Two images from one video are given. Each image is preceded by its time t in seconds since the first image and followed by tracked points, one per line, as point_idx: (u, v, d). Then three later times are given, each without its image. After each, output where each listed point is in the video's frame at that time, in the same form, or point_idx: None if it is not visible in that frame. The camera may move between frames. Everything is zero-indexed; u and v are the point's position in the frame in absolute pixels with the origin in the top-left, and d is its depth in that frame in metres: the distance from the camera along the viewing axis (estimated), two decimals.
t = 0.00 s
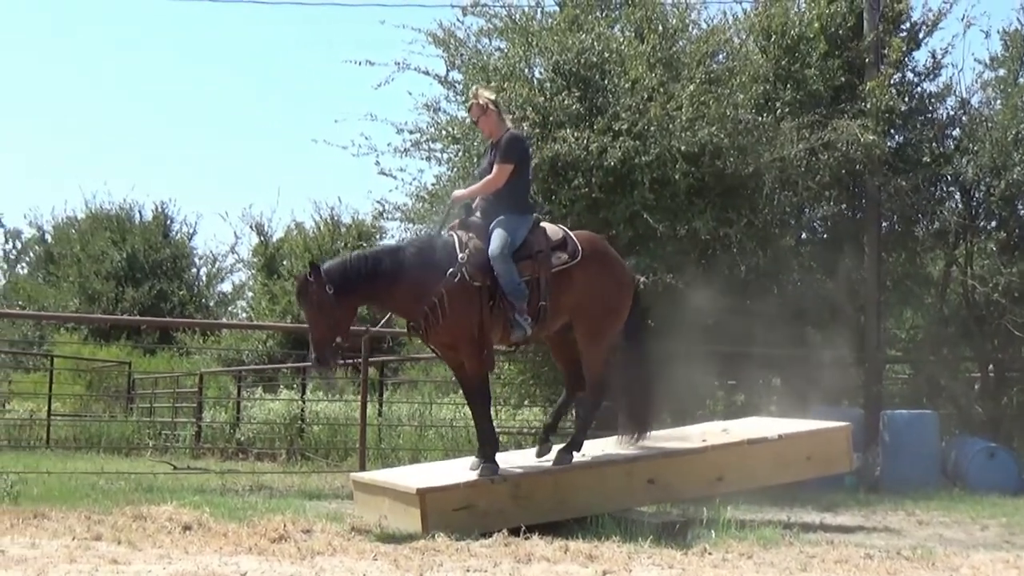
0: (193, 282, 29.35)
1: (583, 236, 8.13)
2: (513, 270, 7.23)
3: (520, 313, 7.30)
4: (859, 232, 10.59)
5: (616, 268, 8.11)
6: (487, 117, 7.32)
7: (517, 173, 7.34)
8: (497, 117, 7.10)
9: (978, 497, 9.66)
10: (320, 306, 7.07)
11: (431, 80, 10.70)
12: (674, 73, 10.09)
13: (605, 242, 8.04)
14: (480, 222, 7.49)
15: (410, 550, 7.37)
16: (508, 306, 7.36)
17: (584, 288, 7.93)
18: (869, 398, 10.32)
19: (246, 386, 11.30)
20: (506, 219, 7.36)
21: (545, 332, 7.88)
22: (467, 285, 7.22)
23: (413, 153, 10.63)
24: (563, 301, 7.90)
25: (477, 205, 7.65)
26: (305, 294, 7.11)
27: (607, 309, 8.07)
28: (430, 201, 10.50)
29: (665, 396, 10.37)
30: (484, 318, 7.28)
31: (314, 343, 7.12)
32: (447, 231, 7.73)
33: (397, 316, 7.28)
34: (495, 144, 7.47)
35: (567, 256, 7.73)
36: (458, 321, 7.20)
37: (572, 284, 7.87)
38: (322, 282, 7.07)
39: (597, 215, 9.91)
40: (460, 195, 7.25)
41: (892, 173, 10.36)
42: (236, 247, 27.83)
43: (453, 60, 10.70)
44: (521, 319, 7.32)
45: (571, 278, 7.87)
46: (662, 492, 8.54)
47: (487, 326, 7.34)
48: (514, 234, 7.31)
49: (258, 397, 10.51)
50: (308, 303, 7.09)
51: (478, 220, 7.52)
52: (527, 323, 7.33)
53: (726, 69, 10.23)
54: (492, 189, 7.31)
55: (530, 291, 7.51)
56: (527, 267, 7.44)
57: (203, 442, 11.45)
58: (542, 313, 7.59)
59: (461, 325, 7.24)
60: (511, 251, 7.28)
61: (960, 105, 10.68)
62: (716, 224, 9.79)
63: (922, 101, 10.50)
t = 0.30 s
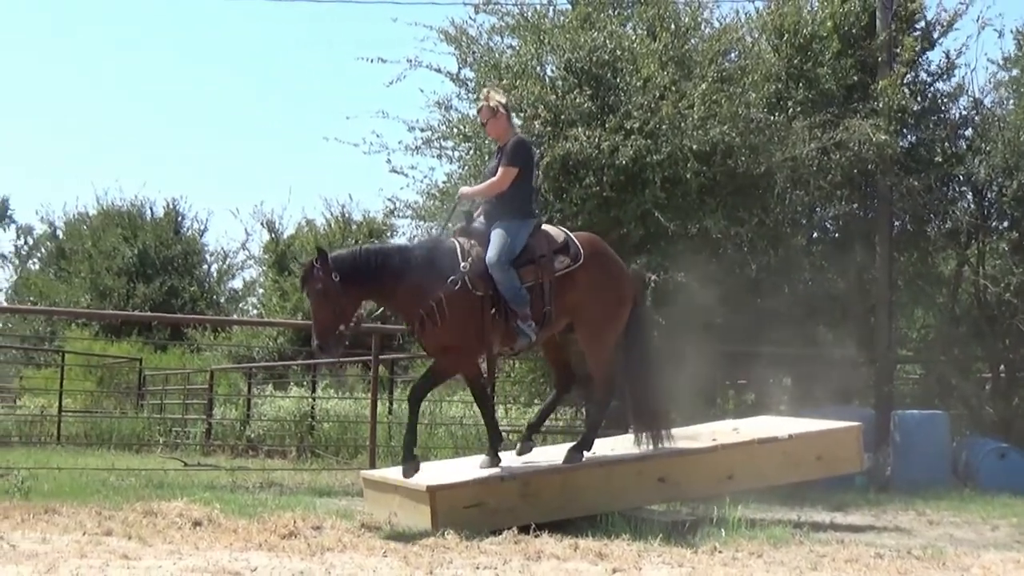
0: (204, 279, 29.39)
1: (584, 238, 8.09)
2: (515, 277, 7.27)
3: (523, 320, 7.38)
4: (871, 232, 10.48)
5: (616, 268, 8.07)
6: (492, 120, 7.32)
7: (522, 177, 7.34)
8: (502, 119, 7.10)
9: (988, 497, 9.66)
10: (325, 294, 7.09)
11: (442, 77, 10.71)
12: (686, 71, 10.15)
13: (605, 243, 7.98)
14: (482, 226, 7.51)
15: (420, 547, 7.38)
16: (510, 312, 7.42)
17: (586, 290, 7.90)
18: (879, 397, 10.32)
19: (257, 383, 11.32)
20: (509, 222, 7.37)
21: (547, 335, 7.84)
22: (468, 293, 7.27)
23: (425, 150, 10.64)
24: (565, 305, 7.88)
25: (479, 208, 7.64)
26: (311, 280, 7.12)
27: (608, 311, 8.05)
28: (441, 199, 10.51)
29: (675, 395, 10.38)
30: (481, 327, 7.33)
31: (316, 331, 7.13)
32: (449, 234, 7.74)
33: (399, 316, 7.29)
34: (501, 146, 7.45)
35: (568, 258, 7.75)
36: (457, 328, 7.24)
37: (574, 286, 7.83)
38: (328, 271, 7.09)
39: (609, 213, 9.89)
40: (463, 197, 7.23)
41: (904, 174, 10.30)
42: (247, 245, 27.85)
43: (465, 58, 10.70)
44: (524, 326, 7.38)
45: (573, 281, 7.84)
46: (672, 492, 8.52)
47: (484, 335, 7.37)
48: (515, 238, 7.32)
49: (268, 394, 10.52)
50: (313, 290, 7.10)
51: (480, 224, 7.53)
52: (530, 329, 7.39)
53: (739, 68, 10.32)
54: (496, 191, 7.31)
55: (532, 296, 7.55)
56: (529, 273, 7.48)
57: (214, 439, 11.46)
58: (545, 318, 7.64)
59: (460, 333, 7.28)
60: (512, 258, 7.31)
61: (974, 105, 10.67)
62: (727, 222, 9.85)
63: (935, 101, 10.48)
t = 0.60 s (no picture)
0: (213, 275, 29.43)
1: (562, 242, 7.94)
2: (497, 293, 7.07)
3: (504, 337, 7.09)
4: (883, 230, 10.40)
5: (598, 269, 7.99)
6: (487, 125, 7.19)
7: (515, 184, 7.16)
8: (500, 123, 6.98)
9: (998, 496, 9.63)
10: (321, 283, 6.86)
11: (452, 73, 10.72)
12: (696, 68, 10.15)
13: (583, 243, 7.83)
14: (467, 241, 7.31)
15: (428, 543, 7.37)
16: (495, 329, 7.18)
17: (571, 297, 7.81)
18: (889, 395, 10.29)
19: (266, 378, 11.34)
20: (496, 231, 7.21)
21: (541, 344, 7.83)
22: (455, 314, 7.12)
23: (434, 146, 10.66)
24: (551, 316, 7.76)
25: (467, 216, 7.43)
26: (310, 269, 6.91)
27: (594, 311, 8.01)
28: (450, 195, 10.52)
29: (683, 393, 10.37)
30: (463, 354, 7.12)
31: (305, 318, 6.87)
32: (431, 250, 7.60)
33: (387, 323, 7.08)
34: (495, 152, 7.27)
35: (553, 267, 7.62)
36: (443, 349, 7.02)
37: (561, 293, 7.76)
38: (329, 260, 6.88)
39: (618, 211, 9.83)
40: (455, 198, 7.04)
41: (915, 171, 10.35)
42: (256, 240, 27.88)
43: (475, 54, 10.70)
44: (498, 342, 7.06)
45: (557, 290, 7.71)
46: (680, 489, 8.50)
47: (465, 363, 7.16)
48: (503, 249, 7.14)
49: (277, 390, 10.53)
50: (311, 277, 6.88)
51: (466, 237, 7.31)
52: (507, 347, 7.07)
53: (749, 64, 10.30)
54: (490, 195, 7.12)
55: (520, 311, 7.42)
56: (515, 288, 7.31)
57: (223, 434, 11.47)
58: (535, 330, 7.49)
59: (446, 355, 7.05)
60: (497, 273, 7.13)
61: (985, 102, 10.64)
62: (737, 220, 10.00)
63: (947, 98, 10.49)
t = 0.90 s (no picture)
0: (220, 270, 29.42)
1: (526, 244, 7.81)
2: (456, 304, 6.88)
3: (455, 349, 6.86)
4: (889, 227, 10.54)
5: (568, 267, 7.86)
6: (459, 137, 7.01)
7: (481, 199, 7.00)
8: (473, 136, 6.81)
9: (1004, 493, 9.64)
10: (286, 301, 6.72)
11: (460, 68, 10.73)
12: (704, 64, 10.09)
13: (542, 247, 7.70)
14: (428, 253, 7.12)
15: (435, 539, 7.37)
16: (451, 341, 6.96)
17: (540, 302, 7.67)
18: (896, 392, 10.29)
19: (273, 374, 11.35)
20: (456, 242, 6.98)
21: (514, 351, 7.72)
22: (425, 328, 6.97)
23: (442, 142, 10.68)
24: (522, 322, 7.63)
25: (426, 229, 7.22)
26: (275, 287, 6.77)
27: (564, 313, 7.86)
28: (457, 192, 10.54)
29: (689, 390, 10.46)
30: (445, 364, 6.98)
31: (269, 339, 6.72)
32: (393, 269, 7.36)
33: (355, 340, 6.95)
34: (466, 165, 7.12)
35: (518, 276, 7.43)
36: (416, 367, 6.87)
37: (530, 300, 7.62)
38: (293, 277, 6.76)
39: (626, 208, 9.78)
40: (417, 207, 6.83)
41: (922, 168, 10.32)
42: (263, 236, 27.87)
43: (483, 49, 10.67)
44: (445, 352, 6.83)
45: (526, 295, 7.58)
46: (688, 486, 8.49)
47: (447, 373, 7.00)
48: (462, 261, 6.93)
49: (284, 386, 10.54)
50: (274, 295, 6.74)
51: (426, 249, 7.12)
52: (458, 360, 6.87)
53: (757, 61, 10.19)
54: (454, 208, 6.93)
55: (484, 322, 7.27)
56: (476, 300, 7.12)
57: (229, 429, 11.49)
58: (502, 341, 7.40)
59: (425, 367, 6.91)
60: (455, 284, 6.91)
61: (993, 99, 10.64)
62: (744, 217, 9.96)
63: (955, 95, 10.43)
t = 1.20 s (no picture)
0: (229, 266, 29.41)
1: (471, 244, 7.61)
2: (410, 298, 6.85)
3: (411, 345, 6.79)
4: (898, 222, 10.61)
5: (522, 267, 7.63)
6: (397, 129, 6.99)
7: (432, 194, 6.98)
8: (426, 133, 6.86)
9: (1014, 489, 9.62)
10: (219, 295, 6.65)
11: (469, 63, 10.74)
12: (713, 60, 10.04)
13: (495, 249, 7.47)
14: (378, 249, 7.07)
15: (444, 535, 7.38)
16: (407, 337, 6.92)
17: (491, 303, 7.42)
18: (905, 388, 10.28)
19: (283, 369, 11.36)
20: (408, 237, 6.99)
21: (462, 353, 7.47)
22: (376, 326, 6.92)
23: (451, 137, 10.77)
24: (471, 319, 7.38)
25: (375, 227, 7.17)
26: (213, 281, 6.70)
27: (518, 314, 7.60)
28: (468, 188, 10.65)
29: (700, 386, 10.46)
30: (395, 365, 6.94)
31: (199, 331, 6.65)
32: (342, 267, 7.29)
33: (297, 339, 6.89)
34: (415, 160, 7.09)
35: (469, 275, 7.24)
36: (362, 369, 6.88)
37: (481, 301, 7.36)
38: (231, 273, 6.69)
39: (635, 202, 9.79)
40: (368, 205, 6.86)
41: (932, 164, 10.30)
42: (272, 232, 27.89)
43: (492, 45, 10.69)
44: (404, 347, 6.77)
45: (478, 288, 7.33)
46: (697, 482, 8.47)
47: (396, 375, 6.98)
48: (416, 256, 6.91)
49: (293, 382, 10.55)
50: (210, 289, 6.68)
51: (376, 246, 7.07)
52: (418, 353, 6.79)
53: (766, 57, 10.14)
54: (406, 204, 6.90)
55: (433, 321, 7.10)
56: (430, 295, 7.04)
57: (239, 424, 11.48)
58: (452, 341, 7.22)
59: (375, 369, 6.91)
60: (408, 279, 6.90)
61: (1004, 95, 10.62)
62: (754, 213, 9.86)
63: (965, 91, 10.44)
